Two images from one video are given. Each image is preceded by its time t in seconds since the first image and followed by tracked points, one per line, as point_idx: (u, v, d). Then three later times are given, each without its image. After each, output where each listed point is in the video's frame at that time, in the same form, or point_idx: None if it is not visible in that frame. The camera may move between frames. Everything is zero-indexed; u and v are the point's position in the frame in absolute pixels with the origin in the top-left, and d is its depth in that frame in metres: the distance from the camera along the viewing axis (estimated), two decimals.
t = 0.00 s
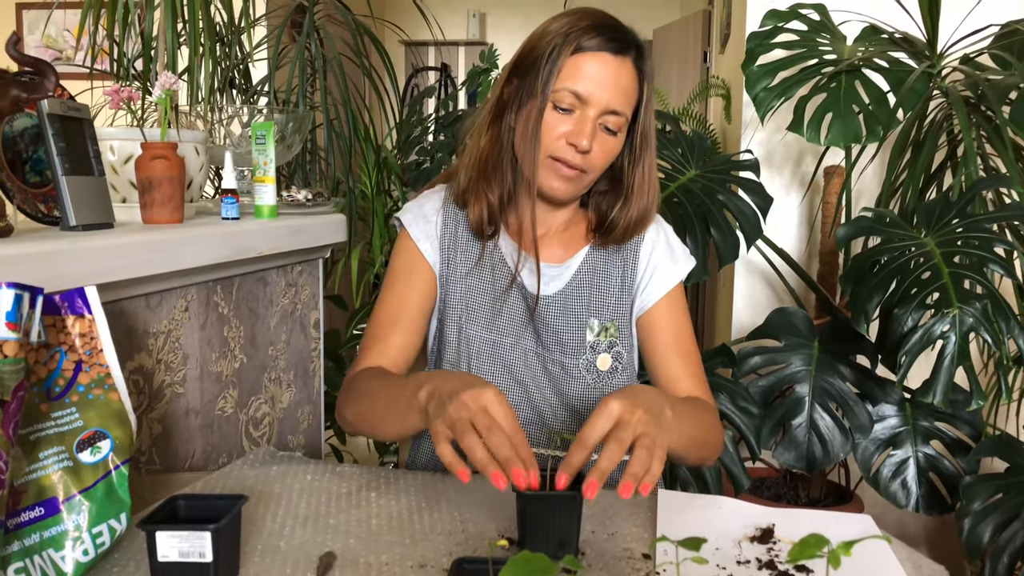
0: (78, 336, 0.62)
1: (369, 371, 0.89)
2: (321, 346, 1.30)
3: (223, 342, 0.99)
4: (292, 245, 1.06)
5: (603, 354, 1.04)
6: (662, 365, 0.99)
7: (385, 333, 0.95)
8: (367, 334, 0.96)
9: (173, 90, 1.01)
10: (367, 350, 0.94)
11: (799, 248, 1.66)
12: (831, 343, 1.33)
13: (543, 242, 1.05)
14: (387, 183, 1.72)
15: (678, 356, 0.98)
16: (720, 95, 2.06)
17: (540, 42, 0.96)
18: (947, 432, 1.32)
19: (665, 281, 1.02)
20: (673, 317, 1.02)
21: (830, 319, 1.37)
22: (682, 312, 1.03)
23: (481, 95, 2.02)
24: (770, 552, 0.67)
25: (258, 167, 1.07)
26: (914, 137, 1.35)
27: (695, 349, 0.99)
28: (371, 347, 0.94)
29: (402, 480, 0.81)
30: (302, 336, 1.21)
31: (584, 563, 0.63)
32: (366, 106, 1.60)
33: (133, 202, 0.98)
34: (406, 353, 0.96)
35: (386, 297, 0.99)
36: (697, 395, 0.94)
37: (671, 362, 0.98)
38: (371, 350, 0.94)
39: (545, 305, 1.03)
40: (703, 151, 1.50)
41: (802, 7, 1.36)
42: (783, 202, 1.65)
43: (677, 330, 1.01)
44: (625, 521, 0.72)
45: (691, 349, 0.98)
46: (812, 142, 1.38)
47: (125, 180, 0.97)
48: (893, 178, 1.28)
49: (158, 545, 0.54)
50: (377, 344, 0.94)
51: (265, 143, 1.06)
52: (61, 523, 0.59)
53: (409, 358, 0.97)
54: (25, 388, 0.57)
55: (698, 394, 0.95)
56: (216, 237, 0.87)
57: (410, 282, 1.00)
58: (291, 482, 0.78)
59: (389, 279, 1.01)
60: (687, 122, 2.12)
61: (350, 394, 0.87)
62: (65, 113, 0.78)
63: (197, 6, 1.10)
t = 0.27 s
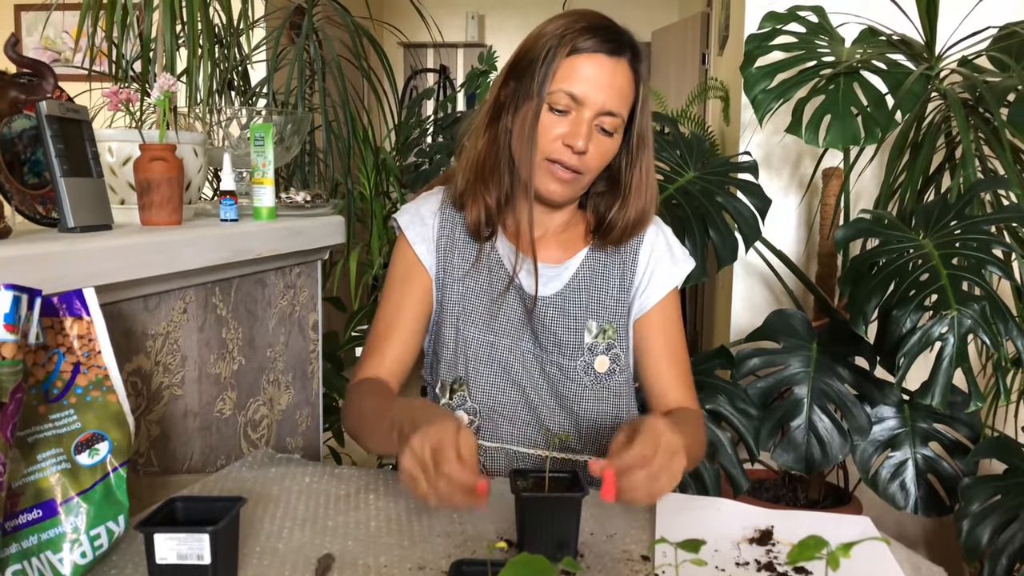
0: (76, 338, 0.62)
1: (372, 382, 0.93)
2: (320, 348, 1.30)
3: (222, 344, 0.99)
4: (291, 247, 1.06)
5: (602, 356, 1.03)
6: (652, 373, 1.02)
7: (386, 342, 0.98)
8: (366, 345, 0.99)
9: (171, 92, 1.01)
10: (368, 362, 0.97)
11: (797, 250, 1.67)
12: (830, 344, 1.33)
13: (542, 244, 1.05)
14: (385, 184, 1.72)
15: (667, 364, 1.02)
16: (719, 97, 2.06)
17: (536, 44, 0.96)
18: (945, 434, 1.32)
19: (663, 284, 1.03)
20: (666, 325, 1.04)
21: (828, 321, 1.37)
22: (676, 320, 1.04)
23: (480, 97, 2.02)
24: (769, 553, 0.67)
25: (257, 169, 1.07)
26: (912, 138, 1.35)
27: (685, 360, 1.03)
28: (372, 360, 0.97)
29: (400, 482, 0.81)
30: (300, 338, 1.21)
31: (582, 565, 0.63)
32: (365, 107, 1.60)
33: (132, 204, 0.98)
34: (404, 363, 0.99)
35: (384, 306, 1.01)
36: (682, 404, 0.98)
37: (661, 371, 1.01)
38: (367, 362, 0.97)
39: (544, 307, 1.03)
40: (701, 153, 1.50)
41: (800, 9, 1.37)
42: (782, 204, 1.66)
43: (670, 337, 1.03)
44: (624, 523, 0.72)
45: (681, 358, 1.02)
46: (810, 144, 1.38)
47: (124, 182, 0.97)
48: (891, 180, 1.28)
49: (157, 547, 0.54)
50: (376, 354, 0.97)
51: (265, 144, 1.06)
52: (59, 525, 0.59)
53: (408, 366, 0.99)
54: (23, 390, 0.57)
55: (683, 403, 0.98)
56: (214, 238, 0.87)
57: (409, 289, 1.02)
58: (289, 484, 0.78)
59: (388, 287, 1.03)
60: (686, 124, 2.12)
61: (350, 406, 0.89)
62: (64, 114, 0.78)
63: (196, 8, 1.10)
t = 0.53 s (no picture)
0: (74, 338, 0.62)
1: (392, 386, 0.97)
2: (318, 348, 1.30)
3: (220, 344, 0.99)
4: (290, 247, 1.06)
5: (605, 357, 1.03)
6: (637, 376, 1.04)
7: (400, 347, 1.01)
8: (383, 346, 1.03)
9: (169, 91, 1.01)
10: (386, 365, 1.01)
11: (796, 249, 1.67)
12: (828, 344, 1.33)
13: (548, 243, 1.04)
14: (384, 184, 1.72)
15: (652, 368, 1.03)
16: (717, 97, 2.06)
17: (508, 53, 0.97)
18: (943, 433, 1.32)
19: (664, 289, 1.03)
20: (659, 330, 1.04)
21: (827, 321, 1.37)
22: (669, 325, 1.05)
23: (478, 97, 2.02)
24: (767, 553, 0.67)
25: (255, 168, 1.07)
26: (911, 138, 1.35)
27: (672, 366, 1.04)
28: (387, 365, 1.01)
29: (398, 482, 0.81)
30: (298, 338, 1.20)
31: (581, 565, 0.63)
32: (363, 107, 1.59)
33: (129, 204, 0.98)
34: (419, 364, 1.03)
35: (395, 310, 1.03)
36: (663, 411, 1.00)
37: (646, 377, 1.03)
38: (385, 365, 1.01)
39: (548, 307, 1.02)
40: (700, 153, 1.50)
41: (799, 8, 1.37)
42: (780, 204, 1.66)
43: (660, 342, 1.04)
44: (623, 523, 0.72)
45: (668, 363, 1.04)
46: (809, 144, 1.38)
47: (121, 182, 0.97)
48: (889, 179, 1.28)
49: (155, 548, 0.54)
50: (392, 358, 1.01)
51: (262, 144, 1.06)
52: (57, 525, 0.59)
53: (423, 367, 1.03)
54: (20, 390, 0.56)
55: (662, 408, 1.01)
56: (212, 238, 0.87)
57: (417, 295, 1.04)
58: (287, 484, 0.78)
59: (397, 289, 1.05)
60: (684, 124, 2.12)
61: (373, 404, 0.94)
62: (62, 114, 0.78)
63: (193, 7, 1.09)
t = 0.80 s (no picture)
0: (72, 338, 0.62)
1: (414, 385, 0.96)
2: (317, 348, 1.30)
3: (218, 344, 0.99)
4: (288, 247, 1.06)
5: (612, 356, 1.02)
6: (639, 377, 1.02)
7: (414, 344, 1.01)
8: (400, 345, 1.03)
9: (166, 91, 1.01)
10: (400, 363, 1.00)
11: (794, 249, 1.67)
12: (827, 344, 1.33)
13: (557, 243, 1.06)
14: (382, 183, 1.72)
15: (652, 368, 1.01)
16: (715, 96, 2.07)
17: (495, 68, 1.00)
18: (941, 432, 1.32)
19: (667, 292, 1.03)
20: (663, 332, 1.03)
21: (825, 320, 1.37)
22: (673, 328, 1.04)
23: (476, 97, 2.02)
24: (766, 553, 0.67)
25: (253, 168, 1.07)
26: (909, 137, 1.35)
27: (675, 370, 1.02)
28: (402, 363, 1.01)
29: (397, 482, 0.81)
30: (297, 338, 1.20)
31: (580, 565, 0.63)
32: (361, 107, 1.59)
33: (127, 204, 0.98)
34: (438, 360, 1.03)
35: (410, 308, 1.04)
36: (663, 413, 0.98)
37: (647, 379, 1.01)
38: (405, 364, 1.00)
39: (556, 304, 1.02)
40: (698, 153, 1.50)
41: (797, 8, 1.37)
42: (779, 203, 1.66)
43: (663, 344, 1.02)
44: (622, 522, 0.72)
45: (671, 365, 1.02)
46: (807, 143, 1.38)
47: (119, 182, 0.97)
48: (888, 178, 1.28)
49: (153, 548, 0.54)
50: (410, 357, 1.00)
51: (260, 144, 1.07)
52: (55, 526, 0.59)
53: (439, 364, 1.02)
54: (18, 391, 0.56)
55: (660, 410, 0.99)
56: (210, 238, 0.87)
57: (431, 293, 1.04)
58: (286, 484, 0.78)
59: (411, 287, 1.06)
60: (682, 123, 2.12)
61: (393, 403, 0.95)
62: (60, 113, 0.78)
63: (191, 7, 1.09)
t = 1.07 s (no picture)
0: (72, 339, 0.62)
1: (417, 380, 0.96)
2: (316, 348, 1.30)
3: (217, 344, 0.99)
4: (288, 247, 1.06)
5: (616, 356, 1.02)
6: (644, 378, 1.02)
7: (418, 341, 1.01)
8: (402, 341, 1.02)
9: (166, 91, 1.01)
10: (406, 358, 1.00)
11: (793, 249, 1.67)
12: (826, 344, 1.33)
13: (563, 243, 1.06)
14: (381, 183, 1.72)
15: (657, 368, 1.01)
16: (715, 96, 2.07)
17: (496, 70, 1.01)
18: (941, 432, 1.32)
19: (671, 294, 1.03)
20: (668, 333, 1.03)
21: (825, 320, 1.38)
22: (678, 329, 1.04)
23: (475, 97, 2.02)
24: (765, 553, 0.67)
25: (252, 168, 1.07)
26: (908, 137, 1.35)
27: (680, 370, 1.02)
28: (409, 358, 1.00)
29: (396, 482, 0.81)
30: (296, 338, 1.20)
31: (580, 565, 0.63)
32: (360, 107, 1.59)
33: (126, 204, 0.98)
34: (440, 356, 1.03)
35: (415, 304, 1.04)
36: (667, 414, 0.98)
37: (651, 379, 1.01)
38: (407, 357, 1.00)
39: (561, 303, 1.02)
40: (698, 153, 1.50)
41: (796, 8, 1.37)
42: (778, 203, 1.66)
43: (668, 345, 1.03)
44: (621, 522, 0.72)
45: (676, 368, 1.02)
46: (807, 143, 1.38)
47: (118, 182, 0.97)
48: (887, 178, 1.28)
49: (152, 548, 0.54)
50: (414, 351, 1.00)
51: (259, 144, 1.07)
52: (55, 526, 0.59)
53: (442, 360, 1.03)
54: (18, 391, 0.56)
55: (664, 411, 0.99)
56: (209, 239, 0.87)
57: (435, 291, 1.04)
58: (286, 484, 0.78)
59: (416, 283, 1.05)
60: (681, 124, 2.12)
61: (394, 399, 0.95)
62: (59, 114, 0.78)
63: (190, 7, 1.09)
